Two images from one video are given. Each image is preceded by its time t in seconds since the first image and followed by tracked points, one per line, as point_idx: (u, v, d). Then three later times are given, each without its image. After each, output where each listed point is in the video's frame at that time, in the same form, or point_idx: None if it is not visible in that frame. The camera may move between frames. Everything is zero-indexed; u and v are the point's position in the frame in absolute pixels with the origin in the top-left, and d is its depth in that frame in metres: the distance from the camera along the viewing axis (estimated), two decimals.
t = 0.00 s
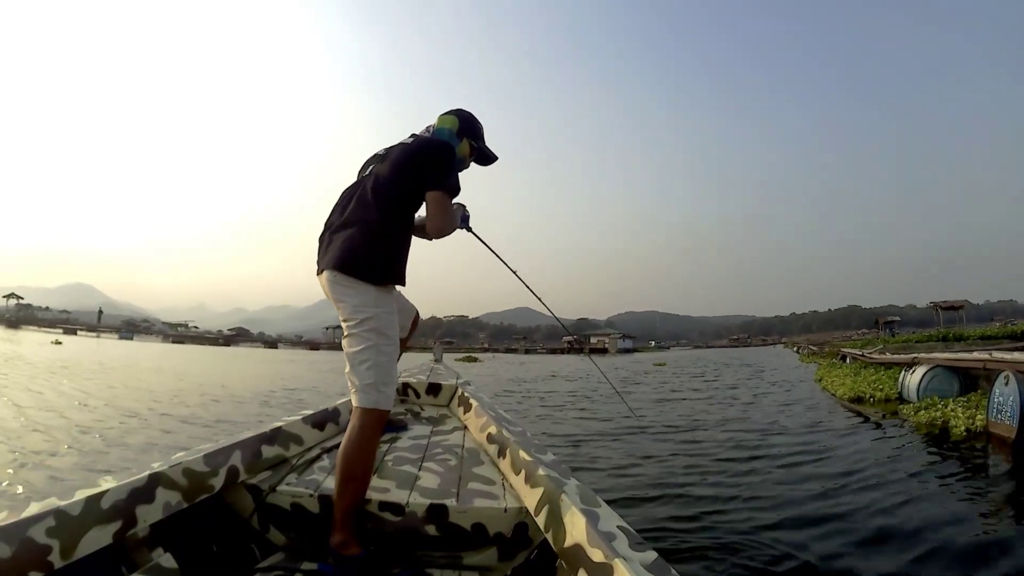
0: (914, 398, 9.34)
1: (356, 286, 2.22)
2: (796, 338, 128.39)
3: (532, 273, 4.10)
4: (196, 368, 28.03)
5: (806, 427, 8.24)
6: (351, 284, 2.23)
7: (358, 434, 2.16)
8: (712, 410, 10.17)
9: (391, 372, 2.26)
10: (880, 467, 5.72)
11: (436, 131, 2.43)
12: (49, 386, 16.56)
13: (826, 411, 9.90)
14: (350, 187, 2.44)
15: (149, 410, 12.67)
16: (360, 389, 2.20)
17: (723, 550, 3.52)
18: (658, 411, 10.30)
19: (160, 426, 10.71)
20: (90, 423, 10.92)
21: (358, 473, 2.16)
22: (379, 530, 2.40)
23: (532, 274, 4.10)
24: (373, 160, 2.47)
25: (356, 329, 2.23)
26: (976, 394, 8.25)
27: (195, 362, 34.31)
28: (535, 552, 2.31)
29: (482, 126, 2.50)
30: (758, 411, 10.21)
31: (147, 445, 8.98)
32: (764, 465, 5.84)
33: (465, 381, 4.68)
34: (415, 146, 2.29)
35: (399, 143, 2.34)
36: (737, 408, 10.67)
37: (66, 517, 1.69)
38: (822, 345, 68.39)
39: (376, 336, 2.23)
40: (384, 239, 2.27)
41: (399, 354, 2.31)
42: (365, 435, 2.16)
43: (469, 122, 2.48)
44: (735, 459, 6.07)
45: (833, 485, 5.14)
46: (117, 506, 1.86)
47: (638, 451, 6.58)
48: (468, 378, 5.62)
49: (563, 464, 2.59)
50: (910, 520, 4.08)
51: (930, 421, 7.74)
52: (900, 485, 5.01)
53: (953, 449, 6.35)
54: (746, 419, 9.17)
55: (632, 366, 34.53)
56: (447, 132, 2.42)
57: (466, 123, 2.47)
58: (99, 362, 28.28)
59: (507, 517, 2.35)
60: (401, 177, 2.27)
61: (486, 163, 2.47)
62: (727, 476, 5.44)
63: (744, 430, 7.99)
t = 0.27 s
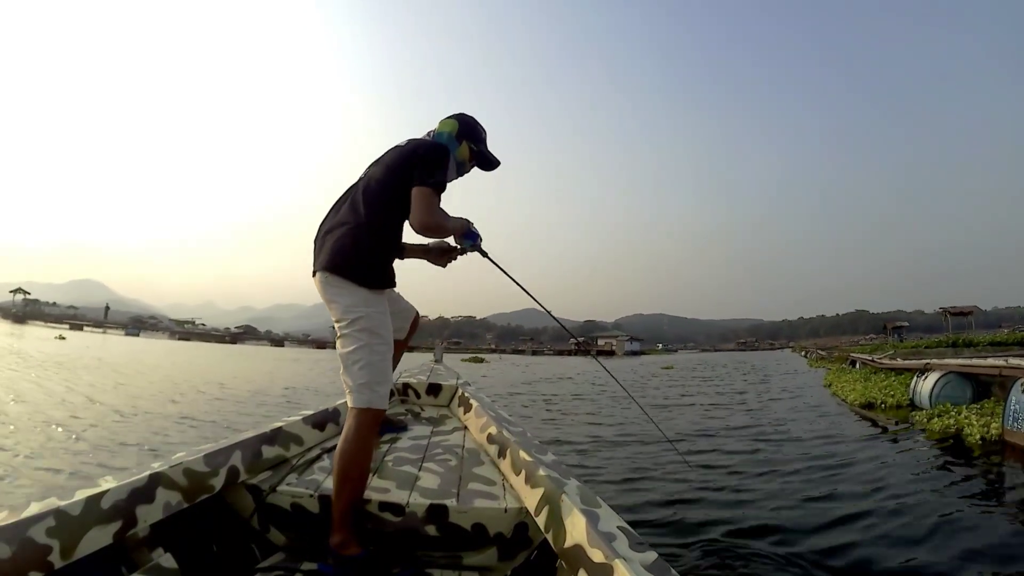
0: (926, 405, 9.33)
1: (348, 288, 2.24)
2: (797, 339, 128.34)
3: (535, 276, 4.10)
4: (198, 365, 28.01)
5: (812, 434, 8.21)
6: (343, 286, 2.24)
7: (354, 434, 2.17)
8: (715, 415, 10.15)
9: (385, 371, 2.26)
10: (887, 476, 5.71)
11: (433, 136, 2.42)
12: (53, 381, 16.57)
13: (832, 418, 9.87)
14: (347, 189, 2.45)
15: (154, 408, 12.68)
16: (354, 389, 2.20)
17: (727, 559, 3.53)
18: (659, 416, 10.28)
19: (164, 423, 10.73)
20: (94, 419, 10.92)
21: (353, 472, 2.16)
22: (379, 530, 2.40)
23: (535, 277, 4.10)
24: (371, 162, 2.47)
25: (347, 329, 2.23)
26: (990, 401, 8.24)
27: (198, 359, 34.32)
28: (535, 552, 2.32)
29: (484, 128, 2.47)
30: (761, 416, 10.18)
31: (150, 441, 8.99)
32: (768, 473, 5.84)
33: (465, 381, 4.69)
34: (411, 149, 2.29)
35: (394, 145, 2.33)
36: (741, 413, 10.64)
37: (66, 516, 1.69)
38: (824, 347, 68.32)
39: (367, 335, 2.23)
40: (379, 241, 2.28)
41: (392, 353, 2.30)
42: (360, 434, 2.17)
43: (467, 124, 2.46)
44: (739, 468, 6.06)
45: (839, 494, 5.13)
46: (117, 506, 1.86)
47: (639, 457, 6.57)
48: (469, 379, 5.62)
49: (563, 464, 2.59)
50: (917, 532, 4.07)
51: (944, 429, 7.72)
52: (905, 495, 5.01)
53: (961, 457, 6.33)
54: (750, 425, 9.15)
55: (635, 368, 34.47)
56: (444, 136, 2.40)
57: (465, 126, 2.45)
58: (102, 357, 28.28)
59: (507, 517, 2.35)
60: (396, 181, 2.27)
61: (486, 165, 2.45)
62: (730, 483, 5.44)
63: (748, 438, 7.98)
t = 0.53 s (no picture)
0: (938, 411, 9.29)
1: (349, 294, 2.25)
2: (799, 341, 128.15)
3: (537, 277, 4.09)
4: (202, 362, 28.03)
5: (817, 438, 8.18)
6: (342, 293, 2.26)
7: (367, 437, 2.16)
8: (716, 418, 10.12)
9: (394, 374, 2.26)
10: (892, 481, 5.69)
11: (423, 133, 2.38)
12: (58, 377, 16.60)
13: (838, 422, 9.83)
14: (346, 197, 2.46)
15: (158, 405, 12.71)
16: (363, 394, 2.21)
17: (728, 562, 3.52)
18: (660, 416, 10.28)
19: (169, 419, 10.77)
20: (99, 415, 10.95)
21: (364, 475, 2.16)
22: (378, 530, 2.40)
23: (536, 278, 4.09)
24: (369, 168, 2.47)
25: (351, 336, 2.25)
26: (1003, 408, 8.22)
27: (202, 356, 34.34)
28: (535, 552, 2.32)
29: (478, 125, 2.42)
30: (765, 420, 10.15)
31: (154, 438, 9.00)
32: (770, 477, 5.83)
33: (465, 381, 4.69)
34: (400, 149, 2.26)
35: (384, 148, 2.32)
36: (743, 415, 10.62)
37: (66, 517, 1.69)
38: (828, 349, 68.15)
39: (371, 340, 2.23)
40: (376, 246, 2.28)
41: (400, 355, 2.30)
42: (373, 438, 2.16)
43: (460, 120, 2.40)
44: (742, 472, 6.05)
45: (842, 497, 5.12)
46: (117, 506, 1.86)
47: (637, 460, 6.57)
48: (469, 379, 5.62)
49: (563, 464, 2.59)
50: (921, 536, 4.06)
51: (957, 436, 7.64)
52: (909, 500, 4.99)
53: (969, 464, 6.29)
54: (752, 428, 9.12)
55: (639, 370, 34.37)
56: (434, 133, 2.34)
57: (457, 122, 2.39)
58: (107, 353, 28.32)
59: (507, 517, 2.35)
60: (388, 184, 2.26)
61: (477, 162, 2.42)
62: (732, 487, 5.43)
63: (751, 441, 7.97)
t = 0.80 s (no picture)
0: (950, 416, 9.30)
1: (354, 294, 2.25)
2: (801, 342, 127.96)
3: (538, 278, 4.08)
4: (207, 360, 28.07)
5: (822, 440, 8.15)
6: (348, 294, 2.26)
7: (373, 437, 2.16)
8: (718, 420, 10.10)
9: (400, 374, 2.25)
10: (897, 483, 5.67)
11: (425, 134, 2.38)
12: (63, 373, 16.66)
13: (843, 425, 9.79)
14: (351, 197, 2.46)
15: (162, 402, 12.73)
16: (369, 395, 2.20)
17: (730, 564, 3.50)
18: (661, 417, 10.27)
19: (174, 416, 10.80)
20: (104, 412, 10.99)
21: (369, 475, 2.15)
22: (379, 530, 2.40)
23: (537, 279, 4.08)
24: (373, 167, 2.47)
25: (358, 337, 2.24)
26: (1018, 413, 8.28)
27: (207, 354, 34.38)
28: (535, 552, 2.32)
29: (481, 125, 2.41)
30: (768, 422, 10.12)
31: (157, 435, 9.03)
32: (772, 476, 5.82)
33: (465, 381, 4.69)
34: (404, 149, 2.25)
35: (387, 148, 2.32)
36: (746, 417, 10.59)
37: (66, 516, 1.69)
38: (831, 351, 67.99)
39: (378, 341, 2.23)
40: (382, 246, 2.28)
41: (405, 356, 2.29)
42: (379, 440, 2.16)
43: (463, 120, 2.39)
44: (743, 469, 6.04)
45: (844, 497, 5.11)
46: (117, 506, 1.86)
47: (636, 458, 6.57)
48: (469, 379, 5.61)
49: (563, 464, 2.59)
50: (925, 539, 4.04)
51: (971, 443, 7.58)
52: (912, 501, 4.98)
53: (976, 469, 6.26)
54: (755, 430, 9.10)
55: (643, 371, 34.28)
56: (437, 133, 2.34)
57: (460, 121, 2.39)
58: (113, 350, 28.39)
59: (507, 517, 2.35)
60: (392, 184, 2.26)
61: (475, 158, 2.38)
62: (734, 486, 5.43)
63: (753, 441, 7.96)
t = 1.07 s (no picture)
0: (964, 409, 9.29)
1: (347, 290, 2.24)
2: (804, 340, 127.76)
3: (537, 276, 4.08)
4: (211, 364, 28.11)
5: (827, 437, 8.13)
6: (342, 290, 2.26)
7: (361, 433, 2.17)
8: (720, 419, 10.09)
9: (390, 372, 2.25)
10: (900, 480, 5.66)
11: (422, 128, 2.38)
12: (68, 380, 16.70)
13: (849, 421, 9.75)
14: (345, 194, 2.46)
15: (167, 407, 12.74)
16: (357, 392, 2.21)
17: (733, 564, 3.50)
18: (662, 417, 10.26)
19: (180, 422, 10.81)
20: (108, 417, 11.01)
21: (359, 472, 2.16)
22: (379, 530, 2.40)
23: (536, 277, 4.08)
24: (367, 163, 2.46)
25: (349, 334, 2.24)
26: None
27: (212, 358, 34.41)
28: (536, 552, 2.32)
29: (477, 118, 2.41)
30: (771, 419, 10.10)
31: (161, 440, 9.05)
32: (773, 476, 5.82)
33: (465, 381, 4.69)
34: (398, 144, 2.26)
35: (381, 144, 2.32)
36: (749, 416, 10.56)
37: (66, 517, 1.69)
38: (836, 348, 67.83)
39: (369, 338, 2.23)
40: (376, 242, 2.28)
41: (397, 354, 2.29)
42: (366, 436, 2.16)
43: (458, 114, 2.39)
44: (745, 471, 6.04)
45: (848, 495, 5.10)
46: (117, 506, 1.86)
47: (636, 459, 6.57)
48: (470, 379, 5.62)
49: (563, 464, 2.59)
50: (930, 534, 4.03)
51: (986, 434, 7.57)
52: (916, 498, 4.97)
53: (983, 463, 6.23)
54: (758, 428, 9.08)
55: (648, 369, 34.21)
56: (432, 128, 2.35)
57: (455, 115, 2.39)
58: (119, 356, 28.44)
59: (507, 517, 2.35)
60: (386, 179, 2.25)
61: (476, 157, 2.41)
62: (736, 486, 5.42)
63: (755, 441, 7.94)
